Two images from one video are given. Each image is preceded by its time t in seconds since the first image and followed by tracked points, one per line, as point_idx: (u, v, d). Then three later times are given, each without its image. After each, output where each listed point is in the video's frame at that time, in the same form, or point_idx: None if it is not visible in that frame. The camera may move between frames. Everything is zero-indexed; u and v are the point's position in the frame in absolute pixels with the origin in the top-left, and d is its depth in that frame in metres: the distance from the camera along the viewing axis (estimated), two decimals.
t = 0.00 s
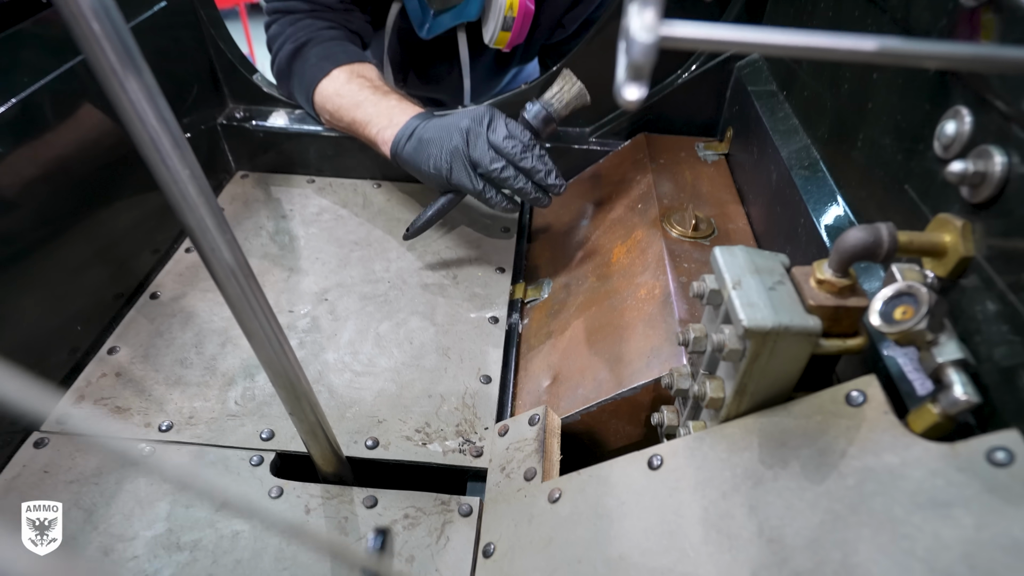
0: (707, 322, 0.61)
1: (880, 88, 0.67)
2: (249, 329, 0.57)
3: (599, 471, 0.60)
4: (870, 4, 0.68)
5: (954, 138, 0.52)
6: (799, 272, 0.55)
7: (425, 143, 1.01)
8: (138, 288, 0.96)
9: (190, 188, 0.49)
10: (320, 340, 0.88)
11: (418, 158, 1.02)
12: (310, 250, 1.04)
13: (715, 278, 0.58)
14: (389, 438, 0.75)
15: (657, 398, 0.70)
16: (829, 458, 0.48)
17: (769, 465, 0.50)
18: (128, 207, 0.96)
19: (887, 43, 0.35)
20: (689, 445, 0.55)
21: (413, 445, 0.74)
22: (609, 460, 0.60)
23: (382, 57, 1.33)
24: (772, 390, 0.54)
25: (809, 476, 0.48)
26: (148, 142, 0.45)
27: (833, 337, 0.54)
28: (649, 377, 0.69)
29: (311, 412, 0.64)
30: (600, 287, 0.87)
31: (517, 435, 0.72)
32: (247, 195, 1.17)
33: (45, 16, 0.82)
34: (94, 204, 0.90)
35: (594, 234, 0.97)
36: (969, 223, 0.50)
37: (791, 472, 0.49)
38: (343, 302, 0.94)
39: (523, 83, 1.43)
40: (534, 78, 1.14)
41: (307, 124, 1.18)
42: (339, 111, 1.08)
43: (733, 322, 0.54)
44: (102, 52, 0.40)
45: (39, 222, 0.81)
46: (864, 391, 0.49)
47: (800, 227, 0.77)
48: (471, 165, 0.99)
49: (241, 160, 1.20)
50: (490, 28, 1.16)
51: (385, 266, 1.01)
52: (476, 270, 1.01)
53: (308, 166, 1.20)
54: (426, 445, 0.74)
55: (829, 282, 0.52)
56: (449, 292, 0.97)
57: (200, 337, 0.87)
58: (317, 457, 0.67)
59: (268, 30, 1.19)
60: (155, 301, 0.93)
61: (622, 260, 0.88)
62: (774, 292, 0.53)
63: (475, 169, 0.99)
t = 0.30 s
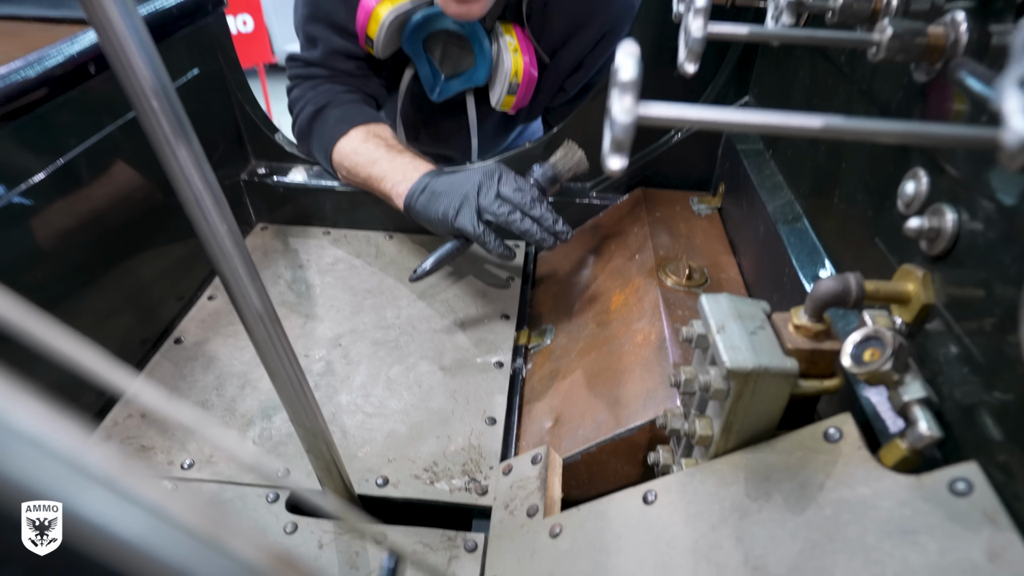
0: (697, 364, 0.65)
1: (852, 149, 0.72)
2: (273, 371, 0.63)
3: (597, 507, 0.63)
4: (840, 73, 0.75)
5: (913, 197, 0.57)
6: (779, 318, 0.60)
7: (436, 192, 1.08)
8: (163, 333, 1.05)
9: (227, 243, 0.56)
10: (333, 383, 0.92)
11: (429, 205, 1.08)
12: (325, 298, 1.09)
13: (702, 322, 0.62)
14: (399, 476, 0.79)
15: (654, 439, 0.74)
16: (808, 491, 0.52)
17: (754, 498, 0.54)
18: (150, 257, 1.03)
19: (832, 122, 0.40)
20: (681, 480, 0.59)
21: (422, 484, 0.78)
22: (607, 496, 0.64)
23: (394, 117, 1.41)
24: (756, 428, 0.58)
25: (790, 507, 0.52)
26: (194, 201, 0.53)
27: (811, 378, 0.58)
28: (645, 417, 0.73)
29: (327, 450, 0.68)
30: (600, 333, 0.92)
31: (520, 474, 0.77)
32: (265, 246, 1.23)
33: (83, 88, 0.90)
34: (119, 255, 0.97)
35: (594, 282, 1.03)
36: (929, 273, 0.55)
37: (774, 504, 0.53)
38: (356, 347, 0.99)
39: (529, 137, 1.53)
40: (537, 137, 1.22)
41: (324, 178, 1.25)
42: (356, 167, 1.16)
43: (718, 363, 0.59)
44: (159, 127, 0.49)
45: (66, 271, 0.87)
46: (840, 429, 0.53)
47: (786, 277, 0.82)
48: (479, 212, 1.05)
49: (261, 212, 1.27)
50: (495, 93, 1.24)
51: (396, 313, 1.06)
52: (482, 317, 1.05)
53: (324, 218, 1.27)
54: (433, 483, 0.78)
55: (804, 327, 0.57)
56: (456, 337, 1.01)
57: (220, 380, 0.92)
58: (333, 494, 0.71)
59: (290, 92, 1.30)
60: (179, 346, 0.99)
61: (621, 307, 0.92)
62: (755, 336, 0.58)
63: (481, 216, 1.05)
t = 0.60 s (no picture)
0: (699, 429, 0.69)
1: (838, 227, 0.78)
2: (301, 437, 0.68)
3: (606, 568, 0.66)
4: (824, 156, 0.82)
5: (892, 273, 0.62)
6: (774, 386, 0.64)
7: (449, 268, 1.15)
8: (191, 397, 1.11)
9: (265, 319, 0.63)
10: (352, 447, 0.97)
11: (441, 281, 1.14)
12: (344, 363, 1.14)
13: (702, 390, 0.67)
14: (416, 538, 0.83)
15: (661, 501, 0.77)
16: (806, 553, 0.55)
17: (755, 559, 0.57)
18: (179, 325, 1.09)
19: (805, 217, 0.46)
20: (686, 541, 0.61)
21: (438, 545, 0.83)
22: (616, 558, 0.66)
23: (412, 189, 1.54)
24: (757, 491, 0.61)
25: (790, 568, 0.55)
26: (238, 283, 0.60)
27: (806, 443, 0.62)
28: (652, 480, 0.76)
29: (349, 513, 0.72)
30: (608, 397, 0.96)
31: (531, 536, 0.81)
32: (287, 313, 1.29)
33: (126, 173, 0.98)
34: (150, 323, 1.03)
35: (602, 348, 1.07)
36: (910, 343, 0.60)
37: (775, 565, 0.55)
38: (373, 411, 1.03)
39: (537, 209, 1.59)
40: (546, 210, 1.29)
41: (343, 249, 1.31)
42: (375, 239, 1.23)
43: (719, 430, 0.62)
44: (211, 218, 0.57)
45: (99, 339, 0.94)
46: (835, 492, 0.57)
47: (784, 345, 0.86)
48: (484, 290, 1.11)
49: (283, 280, 1.33)
50: (507, 168, 1.31)
51: (411, 378, 1.11)
52: (495, 381, 1.09)
53: (343, 286, 1.33)
54: (448, 545, 0.83)
55: (796, 395, 0.62)
56: (469, 401, 1.05)
57: (245, 443, 0.99)
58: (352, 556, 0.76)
59: (314, 169, 1.40)
60: (206, 411, 1.06)
61: (627, 373, 0.97)
62: (752, 404, 0.62)
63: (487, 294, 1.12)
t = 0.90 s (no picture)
0: (709, 482, 0.71)
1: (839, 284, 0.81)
2: (323, 488, 0.71)
3: None
4: (824, 216, 0.85)
5: (892, 331, 0.65)
6: (781, 441, 0.66)
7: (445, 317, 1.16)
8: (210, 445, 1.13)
9: (292, 377, 0.66)
10: (367, 497, 0.99)
11: (434, 332, 1.16)
12: (359, 411, 1.16)
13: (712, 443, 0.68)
14: None
15: (674, 552, 0.78)
16: None
17: None
18: (199, 373, 1.12)
19: (806, 285, 0.49)
20: None
21: None
22: None
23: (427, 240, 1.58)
24: (768, 544, 0.63)
25: None
26: (269, 343, 0.63)
27: (814, 497, 0.64)
28: (664, 532, 0.77)
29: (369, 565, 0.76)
30: (619, 448, 0.98)
31: None
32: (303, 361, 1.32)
33: (158, 229, 1.03)
34: (171, 372, 1.06)
35: (612, 397, 1.09)
36: (911, 401, 0.62)
37: None
38: (388, 461, 1.05)
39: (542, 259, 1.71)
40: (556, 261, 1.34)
41: (358, 298, 1.35)
42: (387, 289, 1.26)
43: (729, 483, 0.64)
44: (246, 282, 0.60)
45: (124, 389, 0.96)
46: (844, 546, 0.59)
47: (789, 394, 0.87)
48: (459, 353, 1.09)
49: (299, 329, 1.36)
50: (518, 218, 1.36)
51: (425, 426, 1.13)
52: (506, 431, 1.11)
53: (358, 335, 1.36)
54: None
55: (804, 450, 0.64)
56: (482, 451, 1.07)
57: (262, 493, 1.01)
58: None
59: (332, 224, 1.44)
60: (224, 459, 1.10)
61: (638, 423, 0.98)
62: (760, 458, 0.64)
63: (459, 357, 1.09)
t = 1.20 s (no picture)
0: (729, 555, 0.71)
1: (851, 353, 0.82)
2: (342, 561, 0.72)
3: None
4: (833, 287, 0.88)
5: (906, 406, 0.66)
6: (799, 514, 0.67)
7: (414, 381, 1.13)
8: (226, 510, 1.14)
9: (317, 451, 0.67)
10: (383, 564, 0.99)
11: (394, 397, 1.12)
12: (375, 474, 1.17)
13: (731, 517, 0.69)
14: None
15: None
16: None
17: None
18: (220, 436, 1.13)
19: (818, 370, 0.51)
20: None
21: None
22: None
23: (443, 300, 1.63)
24: None
25: None
26: (296, 419, 0.65)
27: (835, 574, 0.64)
28: None
29: None
30: (635, 514, 0.98)
31: None
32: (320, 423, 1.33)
33: (183, 297, 1.07)
34: (194, 436, 1.07)
35: (627, 461, 1.09)
36: (928, 477, 0.63)
37: None
38: (404, 527, 1.06)
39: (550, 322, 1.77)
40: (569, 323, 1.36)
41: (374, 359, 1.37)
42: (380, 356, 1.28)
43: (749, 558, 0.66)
44: (276, 361, 0.63)
45: (148, 454, 0.98)
46: None
47: (805, 462, 0.87)
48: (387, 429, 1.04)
49: (316, 391, 1.38)
50: (530, 278, 1.39)
51: (441, 491, 1.13)
52: (522, 495, 1.12)
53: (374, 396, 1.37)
54: None
55: (822, 524, 0.65)
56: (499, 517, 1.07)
57: (279, 560, 1.01)
58: None
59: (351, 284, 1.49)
60: (240, 524, 1.10)
61: (654, 489, 0.99)
62: (779, 533, 0.64)
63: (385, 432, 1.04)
